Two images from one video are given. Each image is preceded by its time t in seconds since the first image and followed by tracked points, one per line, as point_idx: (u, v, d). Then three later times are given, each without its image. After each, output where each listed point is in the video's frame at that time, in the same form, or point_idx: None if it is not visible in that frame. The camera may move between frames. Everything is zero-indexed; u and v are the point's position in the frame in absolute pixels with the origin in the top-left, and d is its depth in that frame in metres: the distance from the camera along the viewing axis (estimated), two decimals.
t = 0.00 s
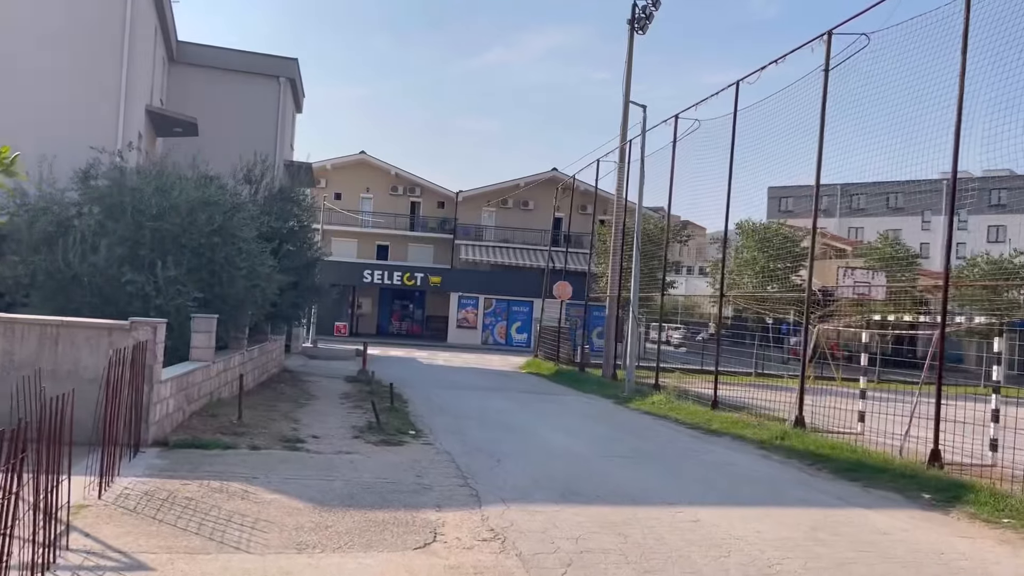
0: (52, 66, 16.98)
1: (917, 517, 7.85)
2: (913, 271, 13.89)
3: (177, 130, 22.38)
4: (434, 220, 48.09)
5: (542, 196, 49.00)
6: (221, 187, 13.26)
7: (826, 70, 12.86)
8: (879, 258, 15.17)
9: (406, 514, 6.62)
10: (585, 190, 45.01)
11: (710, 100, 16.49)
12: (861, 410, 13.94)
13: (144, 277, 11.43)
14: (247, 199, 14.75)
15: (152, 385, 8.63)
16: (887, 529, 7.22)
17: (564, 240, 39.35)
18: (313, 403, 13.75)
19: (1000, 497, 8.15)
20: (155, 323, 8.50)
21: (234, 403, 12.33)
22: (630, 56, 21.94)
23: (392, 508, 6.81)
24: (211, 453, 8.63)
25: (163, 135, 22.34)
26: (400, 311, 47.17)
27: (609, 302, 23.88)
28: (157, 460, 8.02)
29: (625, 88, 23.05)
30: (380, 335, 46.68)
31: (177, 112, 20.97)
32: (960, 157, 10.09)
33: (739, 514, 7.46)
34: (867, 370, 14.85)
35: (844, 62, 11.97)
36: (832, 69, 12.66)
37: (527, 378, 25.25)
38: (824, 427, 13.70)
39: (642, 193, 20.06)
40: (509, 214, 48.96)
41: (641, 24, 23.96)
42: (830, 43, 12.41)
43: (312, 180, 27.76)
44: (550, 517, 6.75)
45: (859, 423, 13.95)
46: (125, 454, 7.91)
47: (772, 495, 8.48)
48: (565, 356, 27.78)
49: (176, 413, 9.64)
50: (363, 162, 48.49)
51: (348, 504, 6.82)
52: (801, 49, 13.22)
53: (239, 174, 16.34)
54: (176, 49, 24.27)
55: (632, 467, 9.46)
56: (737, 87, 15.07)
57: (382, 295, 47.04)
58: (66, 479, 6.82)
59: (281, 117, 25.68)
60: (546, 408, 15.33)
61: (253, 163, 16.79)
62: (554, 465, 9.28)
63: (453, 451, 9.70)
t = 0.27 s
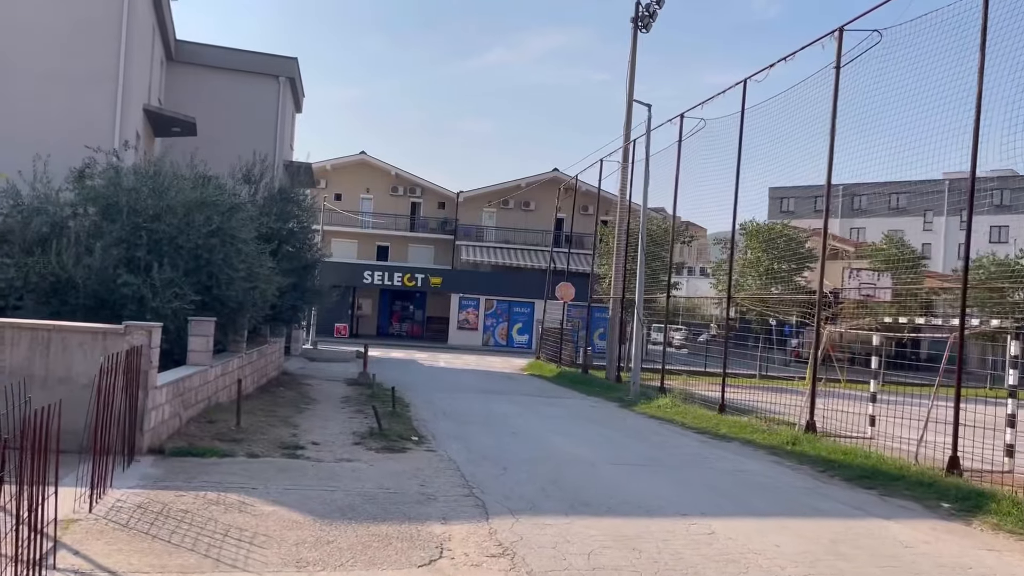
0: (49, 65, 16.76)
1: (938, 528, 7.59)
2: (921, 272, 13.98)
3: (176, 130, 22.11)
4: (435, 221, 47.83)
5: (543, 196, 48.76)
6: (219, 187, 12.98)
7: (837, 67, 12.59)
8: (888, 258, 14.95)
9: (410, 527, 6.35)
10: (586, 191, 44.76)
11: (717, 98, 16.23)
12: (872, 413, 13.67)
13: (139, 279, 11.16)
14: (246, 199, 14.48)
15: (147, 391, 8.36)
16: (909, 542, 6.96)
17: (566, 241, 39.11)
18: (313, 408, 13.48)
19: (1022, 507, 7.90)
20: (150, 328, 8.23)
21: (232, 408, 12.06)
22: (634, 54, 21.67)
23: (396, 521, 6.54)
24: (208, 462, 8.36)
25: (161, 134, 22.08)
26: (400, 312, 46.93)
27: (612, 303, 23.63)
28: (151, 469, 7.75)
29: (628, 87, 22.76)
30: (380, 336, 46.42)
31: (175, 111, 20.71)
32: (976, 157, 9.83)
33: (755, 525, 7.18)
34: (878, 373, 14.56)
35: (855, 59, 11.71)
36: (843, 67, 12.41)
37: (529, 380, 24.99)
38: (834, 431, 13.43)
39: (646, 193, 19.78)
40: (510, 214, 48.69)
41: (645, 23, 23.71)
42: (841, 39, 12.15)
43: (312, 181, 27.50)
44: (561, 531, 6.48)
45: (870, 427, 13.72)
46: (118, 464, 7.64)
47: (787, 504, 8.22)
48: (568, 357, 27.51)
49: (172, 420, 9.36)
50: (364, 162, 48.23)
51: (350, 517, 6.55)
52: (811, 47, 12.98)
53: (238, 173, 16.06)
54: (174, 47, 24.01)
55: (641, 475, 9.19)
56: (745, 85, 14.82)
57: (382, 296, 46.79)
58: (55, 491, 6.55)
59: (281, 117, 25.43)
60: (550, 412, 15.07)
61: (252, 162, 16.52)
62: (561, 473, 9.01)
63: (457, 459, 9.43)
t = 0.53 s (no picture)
0: (41, 58, 16.46)
1: (958, 532, 7.32)
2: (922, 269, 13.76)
3: (171, 127, 21.79)
4: (433, 220, 47.53)
5: (542, 195, 48.46)
6: (213, 182, 12.67)
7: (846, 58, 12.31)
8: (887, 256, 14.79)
9: (411, 532, 6.05)
10: (586, 190, 44.47)
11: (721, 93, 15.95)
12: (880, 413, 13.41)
13: (131, 275, 10.85)
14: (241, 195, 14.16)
15: (138, 390, 8.05)
16: (931, 546, 6.68)
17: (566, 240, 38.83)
18: (310, 408, 13.18)
19: None
20: (140, 324, 7.94)
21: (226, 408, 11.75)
22: (636, 50, 21.39)
23: (396, 525, 6.24)
24: (200, 463, 8.06)
25: (156, 131, 21.76)
26: (399, 312, 46.64)
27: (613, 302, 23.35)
28: (141, 472, 7.44)
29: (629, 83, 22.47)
30: (378, 336, 46.12)
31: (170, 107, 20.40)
32: (992, 149, 9.54)
33: (770, 529, 6.89)
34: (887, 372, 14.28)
35: (866, 50, 11.42)
36: (853, 59, 12.12)
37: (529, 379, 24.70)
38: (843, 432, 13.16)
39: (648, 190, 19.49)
40: (509, 213, 48.37)
41: (646, 18, 23.41)
42: (851, 30, 11.86)
43: (309, 179, 27.18)
44: (569, 536, 6.18)
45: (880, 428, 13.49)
46: (106, 466, 7.34)
47: (800, 507, 7.94)
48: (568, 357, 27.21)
49: (164, 420, 9.05)
50: (362, 161, 47.90)
51: (347, 521, 6.25)
52: (819, 38, 12.69)
53: (233, 169, 15.75)
54: (170, 43, 23.70)
55: (649, 476, 8.91)
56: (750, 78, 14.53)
57: (380, 296, 46.49)
58: (39, 495, 6.24)
59: (277, 114, 25.11)
60: (552, 412, 14.77)
61: (248, 158, 16.20)
62: (566, 475, 8.72)
63: (458, 460, 9.14)
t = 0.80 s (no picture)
0: (30, 55, 16.13)
1: (979, 546, 7.01)
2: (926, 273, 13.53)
3: (164, 125, 21.46)
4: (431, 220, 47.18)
5: (540, 195, 48.13)
6: (204, 181, 12.30)
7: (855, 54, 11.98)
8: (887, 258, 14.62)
9: (409, 550, 5.72)
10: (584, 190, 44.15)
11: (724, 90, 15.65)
12: (888, 417, 13.15)
13: (119, 277, 10.50)
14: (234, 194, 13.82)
15: (123, 398, 7.72)
16: (955, 563, 6.36)
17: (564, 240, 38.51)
18: (305, 413, 12.85)
19: None
20: (125, 329, 7.61)
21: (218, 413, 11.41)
22: (636, 47, 21.08)
23: (393, 542, 5.91)
24: (189, 474, 7.72)
25: (148, 129, 21.43)
26: (395, 313, 46.32)
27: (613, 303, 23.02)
28: (125, 484, 7.11)
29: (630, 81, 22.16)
30: (375, 337, 45.78)
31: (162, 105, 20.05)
32: (1009, 146, 9.23)
33: (785, 544, 6.58)
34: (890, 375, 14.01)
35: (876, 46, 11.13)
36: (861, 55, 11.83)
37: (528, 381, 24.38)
38: (851, 436, 12.89)
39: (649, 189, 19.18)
40: (507, 214, 48.03)
41: (647, 15, 23.10)
42: (860, 25, 11.54)
43: (305, 178, 26.84)
44: (576, 554, 5.86)
45: (887, 432, 13.22)
46: (89, 477, 7.00)
47: (814, 518, 7.63)
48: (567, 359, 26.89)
49: (152, 428, 8.72)
50: (358, 161, 47.54)
51: (342, 538, 5.92)
52: (827, 34, 12.39)
53: (227, 168, 15.40)
54: (163, 41, 23.36)
55: (654, 486, 8.61)
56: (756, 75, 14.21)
57: (377, 296, 46.14)
58: (15, 511, 5.91)
59: (272, 112, 24.78)
60: (552, 416, 14.45)
61: (242, 156, 15.85)
62: (570, 485, 8.39)
63: (457, 469, 8.82)
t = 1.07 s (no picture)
0: (18, 49, 15.82)
1: (1000, 550, 6.74)
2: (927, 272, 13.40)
3: (156, 121, 21.13)
4: (427, 219, 46.87)
5: (536, 194, 47.86)
6: (195, 175, 11.98)
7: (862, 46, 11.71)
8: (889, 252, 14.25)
9: (407, 559, 5.43)
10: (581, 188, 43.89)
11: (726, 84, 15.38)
12: (894, 417, 12.91)
13: (106, 273, 10.18)
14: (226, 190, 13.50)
15: (108, 399, 7.42)
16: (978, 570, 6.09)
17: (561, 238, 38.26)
18: (299, 413, 12.54)
19: None
20: (110, 327, 7.32)
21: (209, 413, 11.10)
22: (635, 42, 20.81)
23: (390, 549, 5.62)
24: (177, 477, 7.42)
25: (140, 126, 21.10)
26: (392, 312, 46.02)
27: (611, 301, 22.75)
28: (110, 488, 6.80)
29: (629, 76, 21.86)
30: (371, 336, 45.48)
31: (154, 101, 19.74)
32: None
33: (799, 550, 6.29)
34: (897, 374, 13.69)
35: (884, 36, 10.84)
36: (868, 46, 11.55)
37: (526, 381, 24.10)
38: (857, 436, 12.64)
39: (649, 186, 18.90)
40: (504, 212, 47.71)
41: (646, 10, 22.83)
42: (867, 16, 11.27)
43: (300, 176, 26.53)
44: (582, 561, 5.57)
45: (893, 432, 12.99)
46: (71, 482, 6.70)
47: (827, 522, 7.35)
48: (566, 358, 26.61)
49: (140, 430, 8.42)
50: (353, 159, 47.22)
51: (336, 545, 5.63)
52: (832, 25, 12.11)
53: (219, 163, 15.09)
54: (156, 36, 23.03)
55: (660, 488, 8.33)
56: (759, 68, 13.95)
57: (373, 296, 45.84)
58: None
59: (266, 109, 24.44)
60: (552, 416, 14.16)
61: (234, 152, 15.53)
62: (573, 488, 8.11)
63: (456, 472, 8.52)
